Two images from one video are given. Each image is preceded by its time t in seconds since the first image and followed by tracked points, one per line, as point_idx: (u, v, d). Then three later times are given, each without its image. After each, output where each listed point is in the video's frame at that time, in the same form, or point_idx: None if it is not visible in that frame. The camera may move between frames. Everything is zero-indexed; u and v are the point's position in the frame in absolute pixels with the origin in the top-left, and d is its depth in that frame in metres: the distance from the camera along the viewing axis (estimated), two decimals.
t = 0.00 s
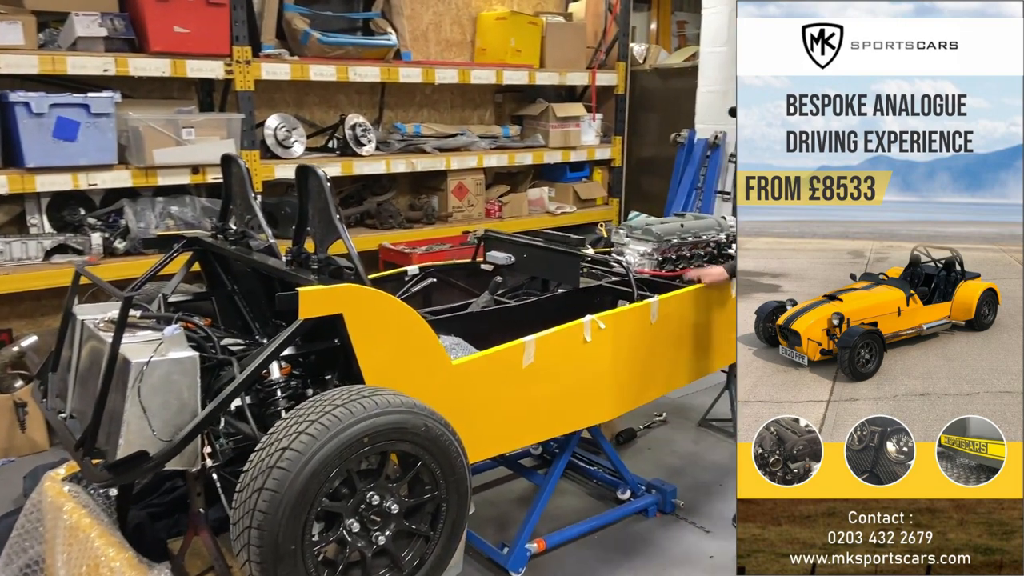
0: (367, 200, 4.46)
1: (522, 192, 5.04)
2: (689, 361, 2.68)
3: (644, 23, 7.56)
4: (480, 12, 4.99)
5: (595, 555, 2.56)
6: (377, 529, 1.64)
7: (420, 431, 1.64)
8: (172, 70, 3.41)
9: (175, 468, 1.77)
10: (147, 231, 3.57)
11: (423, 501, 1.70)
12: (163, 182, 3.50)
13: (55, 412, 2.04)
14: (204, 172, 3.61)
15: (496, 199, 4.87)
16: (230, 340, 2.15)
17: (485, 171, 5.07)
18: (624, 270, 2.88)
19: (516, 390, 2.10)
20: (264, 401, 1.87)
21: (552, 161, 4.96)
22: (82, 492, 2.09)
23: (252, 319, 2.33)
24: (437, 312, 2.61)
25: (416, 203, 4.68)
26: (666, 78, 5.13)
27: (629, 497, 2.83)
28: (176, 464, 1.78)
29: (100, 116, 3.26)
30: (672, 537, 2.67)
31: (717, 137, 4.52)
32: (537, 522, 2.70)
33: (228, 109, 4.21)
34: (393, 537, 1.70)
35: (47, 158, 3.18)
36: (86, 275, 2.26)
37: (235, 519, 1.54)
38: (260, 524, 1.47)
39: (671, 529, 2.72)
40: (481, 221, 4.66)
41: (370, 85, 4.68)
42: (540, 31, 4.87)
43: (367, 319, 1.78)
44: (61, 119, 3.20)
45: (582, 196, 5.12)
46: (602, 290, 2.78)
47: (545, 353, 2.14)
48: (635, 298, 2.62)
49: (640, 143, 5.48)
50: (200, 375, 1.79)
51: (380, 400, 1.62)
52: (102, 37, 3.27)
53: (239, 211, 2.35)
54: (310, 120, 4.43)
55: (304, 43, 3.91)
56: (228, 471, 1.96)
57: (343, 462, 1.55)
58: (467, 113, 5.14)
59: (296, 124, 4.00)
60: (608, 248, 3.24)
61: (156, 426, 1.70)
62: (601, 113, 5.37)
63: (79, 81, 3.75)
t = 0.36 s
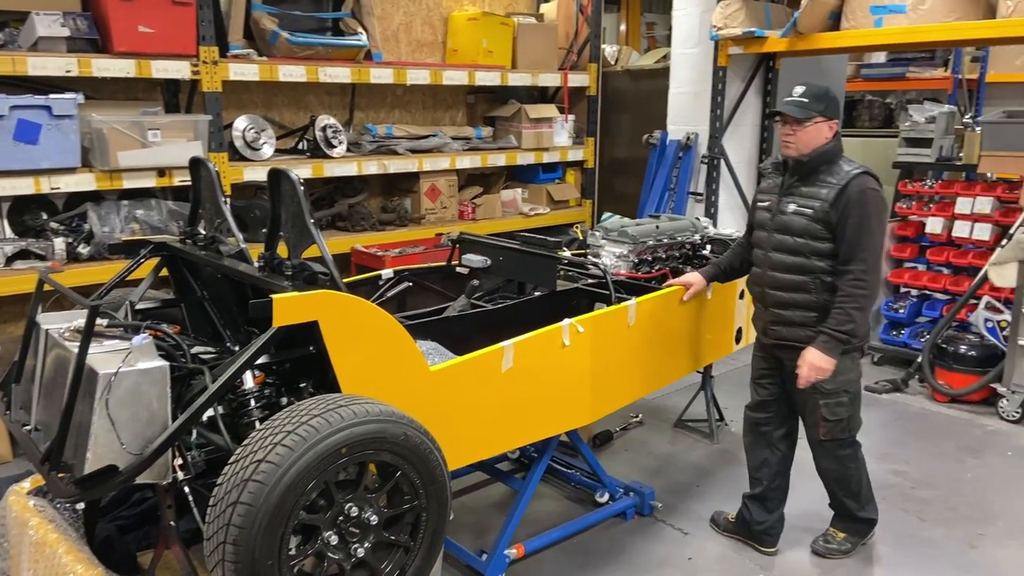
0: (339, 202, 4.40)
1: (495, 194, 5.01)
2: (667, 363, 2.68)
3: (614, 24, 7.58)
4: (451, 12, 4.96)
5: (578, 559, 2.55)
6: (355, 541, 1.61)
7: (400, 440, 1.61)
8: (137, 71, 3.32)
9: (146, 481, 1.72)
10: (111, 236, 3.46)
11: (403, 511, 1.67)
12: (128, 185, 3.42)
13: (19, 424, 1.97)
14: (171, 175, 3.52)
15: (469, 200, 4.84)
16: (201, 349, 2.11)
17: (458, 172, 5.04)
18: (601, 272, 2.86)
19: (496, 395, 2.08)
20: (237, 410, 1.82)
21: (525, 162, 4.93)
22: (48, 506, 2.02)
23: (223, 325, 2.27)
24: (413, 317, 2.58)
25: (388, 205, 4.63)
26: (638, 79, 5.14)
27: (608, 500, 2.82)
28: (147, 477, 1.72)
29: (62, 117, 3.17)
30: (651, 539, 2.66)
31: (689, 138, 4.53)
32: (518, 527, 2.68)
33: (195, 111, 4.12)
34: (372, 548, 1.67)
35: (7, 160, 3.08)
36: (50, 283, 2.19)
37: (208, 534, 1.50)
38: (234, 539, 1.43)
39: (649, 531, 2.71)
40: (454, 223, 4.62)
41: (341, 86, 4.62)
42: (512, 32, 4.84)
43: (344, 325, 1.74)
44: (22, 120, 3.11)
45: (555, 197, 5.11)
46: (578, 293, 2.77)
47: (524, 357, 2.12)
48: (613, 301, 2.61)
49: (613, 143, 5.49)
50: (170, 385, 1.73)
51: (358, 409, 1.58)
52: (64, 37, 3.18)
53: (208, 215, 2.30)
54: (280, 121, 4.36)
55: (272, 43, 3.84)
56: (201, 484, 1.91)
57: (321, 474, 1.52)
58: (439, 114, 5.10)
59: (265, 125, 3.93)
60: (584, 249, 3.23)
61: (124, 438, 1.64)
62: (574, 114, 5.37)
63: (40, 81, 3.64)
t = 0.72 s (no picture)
0: (312, 204, 4.35)
1: (471, 194, 4.99)
2: (645, 364, 2.68)
3: (589, 25, 7.60)
4: (425, 12, 4.94)
5: (557, 562, 2.53)
6: (331, 550, 1.58)
7: (375, 446, 1.59)
8: (104, 71, 3.25)
9: (114, 492, 1.68)
10: (78, 239, 3.38)
11: (379, 518, 1.65)
12: (95, 187, 3.34)
13: None
14: (139, 177, 3.45)
15: (445, 201, 4.81)
16: (170, 356, 2.06)
17: (433, 172, 5.01)
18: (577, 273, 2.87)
19: (473, 398, 2.06)
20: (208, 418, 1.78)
21: (501, 162, 4.91)
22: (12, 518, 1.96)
23: (193, 330, 2.23)
24: (387, 320, 2.55)
25: (362, 207, 4.59)
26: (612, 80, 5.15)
27: (586, 501, 2.81)
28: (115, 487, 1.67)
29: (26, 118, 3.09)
30: (629, 540, 2.66)
31: (664, 138, 4.54)
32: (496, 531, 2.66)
33: (165, 111, 4.05)
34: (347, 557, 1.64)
35: None
36: (13, 289, 2.12)
37: (179, 545, 1.46)
38: (206, 551, 1.40)
39: (627, 532, 2.71)
40: (429, 224, 4.59)
41: (314, 86, 4.57)
42: (486, 32, 4.82)
43: (318, 330, 1.71)
44: None
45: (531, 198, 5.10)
46: (555, 294, 2.76)
47: (500, 360, 2.10)
48: (590, 302, 2.60)
49: (588, 144, 5.50)
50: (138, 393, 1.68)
51: (332, 416, 1.55)
52: (29, 37, 3.11)
53: (178, 219, 2.24)
54: (251, 122, 4.30)
55: (243, 42, 3.79)
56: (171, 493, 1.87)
57: (294, 482, 1.49)
58: (414, 115, 5.06)
59: (236, 126, 3.87)
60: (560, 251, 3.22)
61: (91, 448, 1.59)
62: (549, 114, 5.36)
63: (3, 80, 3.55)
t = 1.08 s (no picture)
0: (293, 204, 4.31)
1: (452, 194, 4.98)
2: (629, 363, 2.69)
3: (569, 24, 7.60)
4: (406, 11, 4.92)
5: (542, 561, 2.53)
6: (315, 553, 1.57)
7: (359, 448, 1.57)
8: (80, 70, 3.20)
9: (94, 496, 1.65)
10: (54, 241, 3.34)
11: (363, 520, 1.64)
12: (71, 188, 3.29)
13: None
14: (116, 177, 3.40)
15: (427, 201, 4.80)
16: (150, 358, 2.04)
17: (415, 172, 5.00)
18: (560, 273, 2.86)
19: (457, 398, 2.05)
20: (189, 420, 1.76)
21: (482, 162, 4.90)
22: None
23: (173, 332, 2.21)
24: (370, 321, 2.53)
25: (344, 207, 4.57)
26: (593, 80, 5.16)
27: (570, 501, 2.81)
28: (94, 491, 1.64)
29: None
30: (614, 539, 2.66)
31: (645, 138, 4.56)
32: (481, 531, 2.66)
33: (142, 111, 4.00)
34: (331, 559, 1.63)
35: None
36: None
37: (160, 550, 1.44)
38: (188, 555, 1.38)
39: (612, 531, 2.71)
40: (411, 224, 4.57)
41: (294, 86, 4.54)
42: (467, 31, 4.80)
43: (301, 330, 1.69)
44: None
45: (513, 197, 5.10)
46: (538, 294, 2.75)
47: (485, 360, 2.10)
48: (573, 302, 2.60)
49: (570, 144, 5.50)
50: (117, 395, 1.65)
51: (315, 417, 1.54)
52: (2, 35, 3.05)
53: (157, 219, 2.21)
54: (230, 122, 4.25)
55: (222, 41, 3.74)
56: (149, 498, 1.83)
57: (278, 485, 1.47)
58: (395, 114, 5.04)
59: (215, 126, 3.83)
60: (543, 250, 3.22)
61: (69, 452, 1.56)
62: (531, 114, 5.36)
63: None
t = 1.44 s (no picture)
0: (285, 203, 4.30)
1: (445, 194, 4.98)
2: (623, 359, 2.71)
3: (561, 24, 7.60)
4: (398, 11, 4.91)
5: (536, 559, 2.53)
6: (310, 550, 1.56)
7: (354, 445, 1.57)
8: (70, 68, 3.18)
9: (86, 495, 1.64)
10: (45, 240, 3.31)
11: (358, 517, 1.64)
12: (61, 187, 3.27)
13: None
14: (107, 176, 3.38)
15: (419, 200, 4.80)
16: (142, 356, 2.03)
17: (407, 171, 4.99)
18: (554, 272, 2.88)
19: (452, 396, 2.05)
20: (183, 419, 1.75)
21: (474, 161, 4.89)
22: None
23: (165, 331, 2.20)
24: (363, 319, 2.53)
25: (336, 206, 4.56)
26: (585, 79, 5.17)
27: (564, 498, 2.81)
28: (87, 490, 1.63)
29: None
30: (608, 537, 2.67)
31: (637, 137, 4.57)
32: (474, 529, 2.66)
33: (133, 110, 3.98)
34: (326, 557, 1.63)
35: None
36: None
37: (154, 548, 1.44)
38: (182, 553, 1.37)
39: (606, 529, 2.72)
40: (403, 223, 4.57)
41: (285, 85, 4.53)
42: (459, 30, 4.80)
43: (295, 329, 1.69)
44: None
45: (505, 196, 5.10)
46: (532, 292, 2.76)
47: (480, 357, 2.10)
48: (566, 299, 2.61)
49: (561, 143, 5.51)
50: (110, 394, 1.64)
51: (310, 414, 1.54)
52: None
53: (148, 218, 2.20)
54: (221, 121, 4.24)
55: (213, 40, 3.73)
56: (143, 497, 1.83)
57: (272, 482, 1.47)
58: (386, 114, 5.03)
59: (206, 124, 3.82)
60: (535, 249, 3.23)
61: (62, 451, 1.55)
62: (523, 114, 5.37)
63: None
